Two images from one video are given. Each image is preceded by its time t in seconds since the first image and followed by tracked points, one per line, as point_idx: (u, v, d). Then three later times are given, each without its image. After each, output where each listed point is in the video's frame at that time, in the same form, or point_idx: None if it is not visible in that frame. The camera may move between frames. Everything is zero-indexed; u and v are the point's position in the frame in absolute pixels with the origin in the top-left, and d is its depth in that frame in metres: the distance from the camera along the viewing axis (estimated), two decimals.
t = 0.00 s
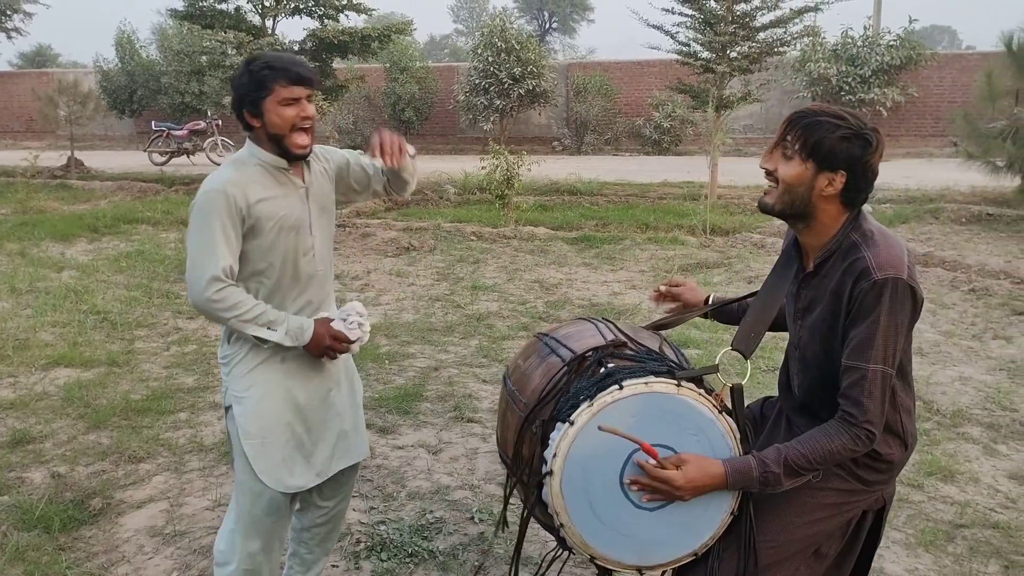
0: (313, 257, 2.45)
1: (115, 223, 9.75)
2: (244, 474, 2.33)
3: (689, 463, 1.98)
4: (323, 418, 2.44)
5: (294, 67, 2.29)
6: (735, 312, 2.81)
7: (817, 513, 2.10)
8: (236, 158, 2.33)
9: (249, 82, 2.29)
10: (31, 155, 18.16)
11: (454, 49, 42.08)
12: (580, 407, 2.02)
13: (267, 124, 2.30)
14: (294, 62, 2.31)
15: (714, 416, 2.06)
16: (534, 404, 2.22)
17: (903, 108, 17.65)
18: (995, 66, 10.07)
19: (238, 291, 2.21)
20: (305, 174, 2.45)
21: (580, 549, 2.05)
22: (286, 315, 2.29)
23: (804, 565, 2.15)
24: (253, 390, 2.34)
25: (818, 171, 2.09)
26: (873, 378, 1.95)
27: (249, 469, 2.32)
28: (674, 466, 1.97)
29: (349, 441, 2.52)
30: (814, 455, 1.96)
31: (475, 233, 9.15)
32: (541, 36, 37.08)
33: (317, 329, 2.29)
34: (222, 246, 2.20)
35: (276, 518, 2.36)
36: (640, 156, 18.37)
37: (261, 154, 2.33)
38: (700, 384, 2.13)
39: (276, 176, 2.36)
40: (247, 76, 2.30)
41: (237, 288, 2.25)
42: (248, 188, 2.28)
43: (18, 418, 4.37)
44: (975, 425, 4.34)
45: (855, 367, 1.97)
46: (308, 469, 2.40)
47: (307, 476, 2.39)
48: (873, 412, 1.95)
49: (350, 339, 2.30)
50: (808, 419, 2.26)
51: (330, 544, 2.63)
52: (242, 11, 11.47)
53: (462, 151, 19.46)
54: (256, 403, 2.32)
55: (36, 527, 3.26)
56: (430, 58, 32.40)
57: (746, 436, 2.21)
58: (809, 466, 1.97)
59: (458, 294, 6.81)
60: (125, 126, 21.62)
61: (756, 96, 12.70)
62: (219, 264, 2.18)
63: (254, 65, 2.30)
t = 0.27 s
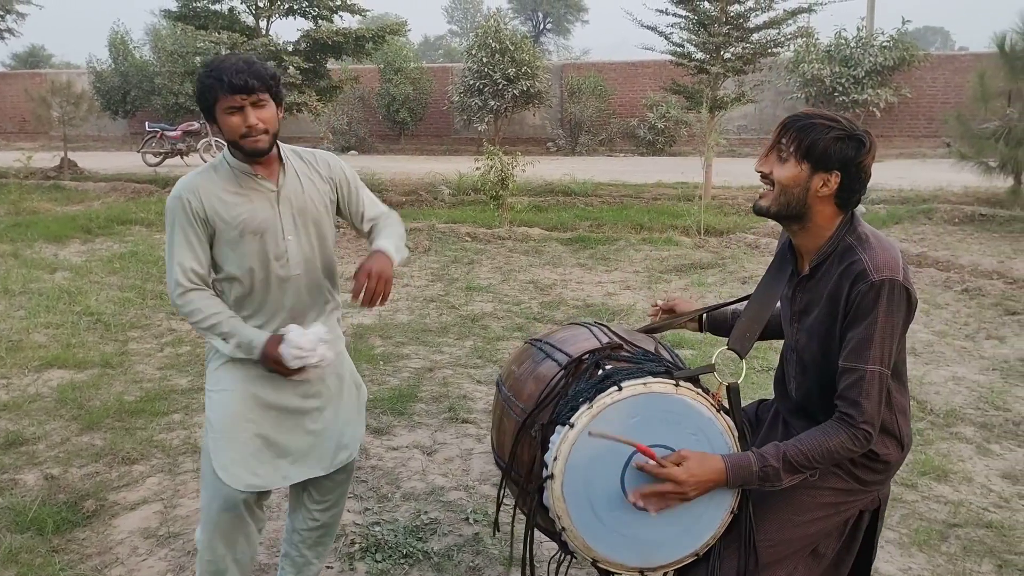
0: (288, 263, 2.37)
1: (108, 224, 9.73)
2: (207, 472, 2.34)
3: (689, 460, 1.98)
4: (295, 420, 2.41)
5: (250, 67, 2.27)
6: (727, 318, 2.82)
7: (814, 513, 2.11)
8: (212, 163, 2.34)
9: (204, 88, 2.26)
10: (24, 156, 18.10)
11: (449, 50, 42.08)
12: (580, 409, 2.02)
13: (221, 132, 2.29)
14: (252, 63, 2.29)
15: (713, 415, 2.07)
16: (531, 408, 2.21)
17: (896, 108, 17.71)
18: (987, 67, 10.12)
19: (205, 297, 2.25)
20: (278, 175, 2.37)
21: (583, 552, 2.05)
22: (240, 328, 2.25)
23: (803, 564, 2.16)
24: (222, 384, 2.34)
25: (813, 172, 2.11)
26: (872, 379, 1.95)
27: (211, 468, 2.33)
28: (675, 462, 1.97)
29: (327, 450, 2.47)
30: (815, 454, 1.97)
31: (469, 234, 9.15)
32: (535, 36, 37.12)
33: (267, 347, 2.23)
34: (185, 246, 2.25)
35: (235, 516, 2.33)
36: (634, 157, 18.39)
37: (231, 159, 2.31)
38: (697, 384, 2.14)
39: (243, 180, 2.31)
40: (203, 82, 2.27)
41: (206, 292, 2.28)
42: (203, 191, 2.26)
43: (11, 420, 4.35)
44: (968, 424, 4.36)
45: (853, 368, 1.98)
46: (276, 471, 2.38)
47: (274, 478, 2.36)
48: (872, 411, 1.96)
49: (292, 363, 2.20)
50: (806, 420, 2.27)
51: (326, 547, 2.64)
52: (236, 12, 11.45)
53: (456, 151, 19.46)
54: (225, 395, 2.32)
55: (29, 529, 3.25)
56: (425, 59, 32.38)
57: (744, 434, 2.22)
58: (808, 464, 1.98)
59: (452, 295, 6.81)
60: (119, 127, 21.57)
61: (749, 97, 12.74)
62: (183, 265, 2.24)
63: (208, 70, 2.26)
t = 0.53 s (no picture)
0: (265, 254, 2.33)
1: (103, 225, 9.70)
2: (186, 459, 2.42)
3: (686, 457, 1.98)
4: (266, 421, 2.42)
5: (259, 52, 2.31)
6: (722, 318, 2.81)
7: (810, 511, 2.11)
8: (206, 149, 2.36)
9: (213, 63, 2.29)
10: (19, 156, 18.05)
11: (445, 50, 42.06)
12: (578, 408, 2.02)
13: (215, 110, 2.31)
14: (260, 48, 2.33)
15: (710, 413, 2.07)
16: (529, 409, 2.21)
17: (892, 110, 17.75)
18: (982, 68, 10.15)
19: (165, 280, 2.31)
20: (269, 165, 2.36)
21: (580, 551, 2.05)
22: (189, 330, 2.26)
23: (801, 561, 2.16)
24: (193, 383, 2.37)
25: (813, 170, 2.11)
26: (868, 376, 1.96)
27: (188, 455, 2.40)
28: (673, 459, 1.98)
29: (302, 451, 2.45)
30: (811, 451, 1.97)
31: (465, 235, 9.14)
32: (531, 37, 37.15)
33: (199, 355, 2.24)
34: (161, 230, 2.29)
35: (215, 512, 2.39)
36: (631, 157, 18.40)
37: (225, 146, 2.33)
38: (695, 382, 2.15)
39: (230, 167, 2.31)
40: (212, 58, 2.29)
41: (171, 274, 2.33)
42: (190, 172, 2.28)
43: (6, 421, 4.34)
44: (964, 425, 4.37)
45: (850, 365, 1.98)
46: (251, 468, 2.42)
47: (247, 475, 2.41)
48: (869, 408, 1.97)
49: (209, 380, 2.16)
50: (801, 419, 2.27)
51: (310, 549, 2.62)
52: (231, 12, 11.43)
53: (453, 152, 19.45)
54: (197, 394, 2.35)
55: (25, 530, 3.24)
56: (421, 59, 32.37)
57: (740, 433, 2.23)
58: (804, 462, 1.98)
59: (449, 296, 6.81)
60: (115, 127, 21.52)
61: (746, 98, 12.76)
62: (155, 248, 2.29)
63: (220, 48, 2.29)
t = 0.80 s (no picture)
0: (253, 252, 2.33)
1: (103, 225, 9.69)
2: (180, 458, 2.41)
3: (687, 461, 1.99)
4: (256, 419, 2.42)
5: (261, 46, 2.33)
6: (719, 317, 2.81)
7: (810, 512, 2.11)
8: (197, 144, 2.36)
9: (216, 56, 2.29)
10: (18, 157, 18.04)
11: (444, 51, 42.06)
12: (576, 411, 2.02)
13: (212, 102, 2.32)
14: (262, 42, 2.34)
15: (708, 415, 2.07)
16: (527, 411, 2.22)
17: (891, 110, 17.77)
18: (981, 69, 10.15)
19: (153, 274, 2.31)
20: (261, 162, 2.36)
21: (579, 553, 2.05)
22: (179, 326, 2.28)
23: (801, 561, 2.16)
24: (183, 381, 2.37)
25: (816, 171, 2.11)
26: (872, 383, 1.97)
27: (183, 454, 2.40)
28: (673, 463, 1.98)
29: (291, 451, 2.45)
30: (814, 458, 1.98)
31: (465, 235, 9.14)
32: (530, 38, 37.18)
33: (191, 350, 2.24)
34: (147, 225, 2.29)
35: (209, 511, 2.39)
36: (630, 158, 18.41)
37: (219, 142, 2.34)
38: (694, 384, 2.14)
39: (222, 163, 2.32)
40: (214, 51, 2.30)
41: (159, 269, 2.33)
42: (180, 167, 2.29)
43: (5, 422, 4.33)
44: (963, 425, 4.37)
45: (854, 372, 1.99)
46: (244, 466, 2.42)
47: (241, 473, 2.41)
48: (871, 414, 1.97)
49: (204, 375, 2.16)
50: (801, 421, 2.27)
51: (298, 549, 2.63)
52: (231, 13, 11.43)
53: (452, 153, 19.46)
54: (187, 392, 2.35)
55: (24, 531, 3.23)
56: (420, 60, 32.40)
57: (739, 434, 2.23)
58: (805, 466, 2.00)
59: (449, 296, 6.81)
60: (114, 128, 21.52)
61: (745, 99, 12.77)
62: (143, 242, 2.29)
63: (222, 40, 2.30)
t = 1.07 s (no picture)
0: (256, 251, 2.34)
1: (104, 227, 9.70)
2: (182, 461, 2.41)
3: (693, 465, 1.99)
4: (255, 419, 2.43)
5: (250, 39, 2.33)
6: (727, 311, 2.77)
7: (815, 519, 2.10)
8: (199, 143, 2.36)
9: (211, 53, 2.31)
10: (19, 159, 18.06)
11: (444, 52, 42.09)
12: (584, 408, 2.03)
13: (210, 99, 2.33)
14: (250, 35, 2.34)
15: (715, 415, 2.06)
16: (533, 407, 2.23)
17: (891, 111, 17.76)
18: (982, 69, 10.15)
19: (156, 274, 2.30)
20: (262, 160, 2.36)
21: (583, 551, 2.05)
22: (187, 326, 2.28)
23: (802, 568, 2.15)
24: (183, 382, 2.36)
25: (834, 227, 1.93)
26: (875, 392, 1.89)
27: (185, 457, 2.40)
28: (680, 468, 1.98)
29: (289, 450, 2.46)
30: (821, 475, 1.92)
31: (466, 236, 9.15)
32: (530, 39, 37.20)
33: (200, 350, 2.24)
34: (147, 225, 2.28)
35: (209, 511, 2.40)
36: (631, 159, 18.43)
37: (221, 139, 2.34)
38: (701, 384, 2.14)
39: (224, 162, 2.32)
40: (210, 47, 2.32)
41: (161, 269, 2.32)
42: (182, 165, 2.29)
43: (7, 423, 4.34)
44: (965, 426, 4.37)
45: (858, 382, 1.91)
46: (245, 465, 2.42)
47: (243, 472, 2.41)
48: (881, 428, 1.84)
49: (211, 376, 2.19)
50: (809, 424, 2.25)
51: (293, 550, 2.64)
52: (232, 14, 11.44)
53: (453, 154, 19.46)
54: (187, 393, 2.35)
55: (26, 532, 3.23)
56: (420, 61, 32.40)
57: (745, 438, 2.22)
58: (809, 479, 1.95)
59: (449, 297, 6.81)
60: (115, 130, 21.54)
61: (746, 100, 12.78)
62: (144, 242, 2.28)
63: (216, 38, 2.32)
